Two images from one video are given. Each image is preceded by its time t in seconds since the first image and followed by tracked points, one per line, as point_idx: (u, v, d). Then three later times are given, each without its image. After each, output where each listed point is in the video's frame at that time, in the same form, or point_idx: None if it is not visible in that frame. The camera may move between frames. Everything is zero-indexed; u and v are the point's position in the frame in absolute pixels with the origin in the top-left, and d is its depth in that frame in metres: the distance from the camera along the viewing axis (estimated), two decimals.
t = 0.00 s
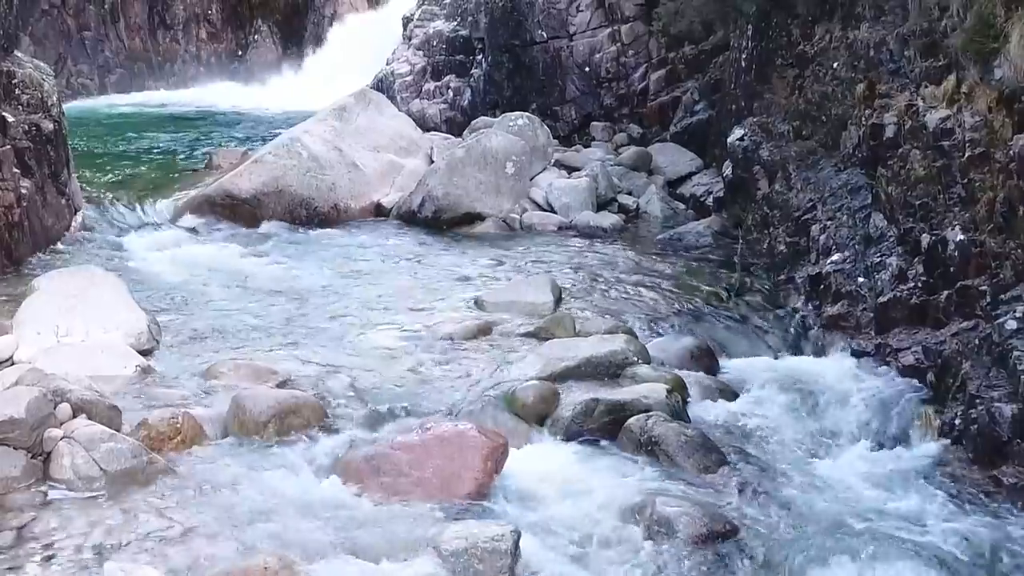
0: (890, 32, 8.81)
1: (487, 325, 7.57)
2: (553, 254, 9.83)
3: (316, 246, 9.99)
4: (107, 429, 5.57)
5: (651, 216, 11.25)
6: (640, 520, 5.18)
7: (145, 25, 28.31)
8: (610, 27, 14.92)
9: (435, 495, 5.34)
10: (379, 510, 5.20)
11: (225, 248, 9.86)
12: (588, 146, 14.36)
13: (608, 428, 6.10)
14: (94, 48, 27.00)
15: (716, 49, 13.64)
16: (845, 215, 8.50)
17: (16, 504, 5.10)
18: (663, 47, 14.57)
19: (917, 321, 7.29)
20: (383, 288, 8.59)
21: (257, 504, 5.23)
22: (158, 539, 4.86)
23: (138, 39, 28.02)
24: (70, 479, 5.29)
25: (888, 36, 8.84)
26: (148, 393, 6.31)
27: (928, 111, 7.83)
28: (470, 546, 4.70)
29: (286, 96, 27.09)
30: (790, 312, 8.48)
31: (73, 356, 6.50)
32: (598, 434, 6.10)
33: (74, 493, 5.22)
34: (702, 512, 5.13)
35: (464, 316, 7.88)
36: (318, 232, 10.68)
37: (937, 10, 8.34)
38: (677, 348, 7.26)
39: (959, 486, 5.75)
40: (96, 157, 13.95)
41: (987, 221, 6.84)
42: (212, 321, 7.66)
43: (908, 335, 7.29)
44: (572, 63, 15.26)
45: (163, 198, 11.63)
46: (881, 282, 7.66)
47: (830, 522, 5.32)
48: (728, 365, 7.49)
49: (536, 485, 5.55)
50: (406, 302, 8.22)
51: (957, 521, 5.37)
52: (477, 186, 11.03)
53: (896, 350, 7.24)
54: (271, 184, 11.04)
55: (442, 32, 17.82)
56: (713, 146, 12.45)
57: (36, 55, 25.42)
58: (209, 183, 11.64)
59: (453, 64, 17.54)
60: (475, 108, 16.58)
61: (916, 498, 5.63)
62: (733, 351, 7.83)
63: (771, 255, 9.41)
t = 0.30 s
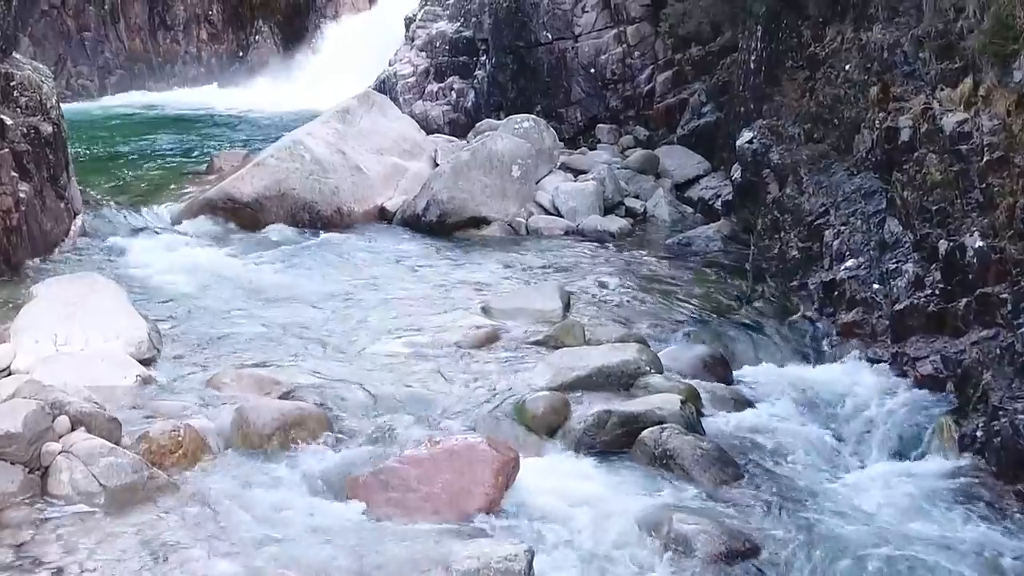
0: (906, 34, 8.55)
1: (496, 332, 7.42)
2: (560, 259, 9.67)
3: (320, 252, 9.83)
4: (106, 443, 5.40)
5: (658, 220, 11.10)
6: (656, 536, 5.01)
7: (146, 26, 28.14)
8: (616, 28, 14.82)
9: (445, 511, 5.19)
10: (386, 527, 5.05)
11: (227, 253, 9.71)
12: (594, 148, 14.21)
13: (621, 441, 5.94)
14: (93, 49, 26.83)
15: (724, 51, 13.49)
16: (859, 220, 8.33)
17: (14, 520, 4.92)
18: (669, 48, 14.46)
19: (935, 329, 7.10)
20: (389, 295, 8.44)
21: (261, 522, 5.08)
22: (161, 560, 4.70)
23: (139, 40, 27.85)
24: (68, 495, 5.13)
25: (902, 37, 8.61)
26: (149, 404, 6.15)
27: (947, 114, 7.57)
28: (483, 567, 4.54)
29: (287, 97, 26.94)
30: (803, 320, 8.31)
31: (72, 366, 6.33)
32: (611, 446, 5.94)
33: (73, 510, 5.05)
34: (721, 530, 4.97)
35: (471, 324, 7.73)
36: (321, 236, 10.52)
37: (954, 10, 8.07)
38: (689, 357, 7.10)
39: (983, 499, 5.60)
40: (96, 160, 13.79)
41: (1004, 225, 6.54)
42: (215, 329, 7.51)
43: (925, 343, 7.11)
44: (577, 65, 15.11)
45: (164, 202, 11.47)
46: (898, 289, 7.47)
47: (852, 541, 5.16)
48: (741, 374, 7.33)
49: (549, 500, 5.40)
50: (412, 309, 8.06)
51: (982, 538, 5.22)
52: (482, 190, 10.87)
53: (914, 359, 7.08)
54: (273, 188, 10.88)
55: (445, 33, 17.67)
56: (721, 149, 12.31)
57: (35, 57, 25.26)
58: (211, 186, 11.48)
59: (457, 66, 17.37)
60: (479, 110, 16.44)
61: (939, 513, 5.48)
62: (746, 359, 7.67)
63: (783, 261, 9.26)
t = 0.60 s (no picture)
0: (923, 36, 8.29)
1: (506, 342, 7.24)
2: (569, 266, 9.49)
3: (324, 258, 9.65)
4: (105, 460, 5.22)
5: (668, 225, 10.93)
6: (677, 558, 4.82)
7: (146, 26, 27.95)
8: (622, 30, 14.56)
9: (456, 531, 5.00)
10: (395, 549, 4.87)
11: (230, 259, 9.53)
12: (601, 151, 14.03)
13: (637, 456, 5.75)
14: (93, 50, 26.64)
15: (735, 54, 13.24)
16: (876, 226, 8.13)
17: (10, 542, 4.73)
18: (676, 50, 14.27)
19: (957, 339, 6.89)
20: (395, 303, 8.26)
21: (266, 543, 4.90)
22: None
23: (139, 41, 27.67)
24: (66, 515, 4.94)
25: (920, 39, 8.35)
26: (151, 419, 5.96)
27: (966, 120, 7.29)
28: None
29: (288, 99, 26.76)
30: (819, 329, 8.14)
31: (71, 378, 6.14)
32: (626, 463, 5.75)
33: (71, 530, 4.86)
34: (744, 551, 4.75)
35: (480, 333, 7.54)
36: (324, 242, 10.34)
37: (971, 11, 7.75)
38: (704, 368, 6.91)
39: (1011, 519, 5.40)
40: (96, 164, 13.61)
41: None
42: (217, 339, 7.32)
43: (947, 354, 6.90)
44: (583, 67, 14.90)
45: (165, 206, 11.29)
46: (917, 298, 7.25)
47: (877, 564, 4.98)
48: (757, 386, 7.15)
49: (564, 519, 5.21)
50: (419, 318, 7.88)
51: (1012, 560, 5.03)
52: (488, 194, 10.69)
53: (936, 370, 6.88)
54: (276, 192, 10.71)
55: (448, 34, 17.48)
56: (731, 152, 12.14)
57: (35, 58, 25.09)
58: (213, 190, 11.29)
59: (460, 67, 17.17)
60: (484, 112, 16.27)
61: (967, 533, 5.29)
62: (762, 370, 7.49)
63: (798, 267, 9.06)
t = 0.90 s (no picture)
0: (939, 38, 8.14)
1: (515, 352, 7.09)
2: (577, 272, 9.33)
3: (328, 265, 9.49)
4: (107, 477, 5.05)
5: (676, 229, 10.77)
6: None
7: (146, 26, 27.83)
8: (628, 31, 14.46)
9: (467, 551, 4.84)
10: (404, 569, 4.71)
11: (232, 265, 9.37)
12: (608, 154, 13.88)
13: (653, 472, 5.58)
14: (93, 51, 26.53)
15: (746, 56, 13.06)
16: (891, 232, 7.96)
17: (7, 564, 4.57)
18: (683, 51, 14.15)
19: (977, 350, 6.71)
20: (402, 311, 8.11)
21: (272, 563, 4.75)
22: None
23: (139, 41, 27.55)
24: (66, 535, 4.77)
25: (936, 41, 8.18)
26: (153, 433, 5.80)
27: (984, 123, 7.10)
28: None
29: (290, 100, 26.62)
30: (834, 338, 7.99)
31: (70, 391, 5.98)
32: (642, 479, 5.58)
33: (71, 551, 4.70)
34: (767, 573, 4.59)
35: (488, 343, 7.38)
36: (328, 247, 10.18)
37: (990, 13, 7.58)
38: (719, 379, 6.75)
39: None
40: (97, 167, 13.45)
41: None
42: (220, 349, 7.17)
43: (967, 365, 6.72)
44: (590, 68, 14.75)
45: (166, 210, 11.13)
46: (936, 306, 7.05)
47: None
48: (772, 397, 6.99)
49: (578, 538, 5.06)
50: (426, 327, 7.73)
51: None
52: (495, 198, 10.53)
53: (956, 381, 6.70)
54: (279, 196, 10.53)
55: (452, 35, 17.33)
56: (740, 155, 11.99)
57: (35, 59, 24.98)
58: (214, 194, 11.13)
59: (464, 68, 17.04)
60: (487, 114, 16.10)
61: (994, 552, 5.13)
62: (777, 380, 7.33)
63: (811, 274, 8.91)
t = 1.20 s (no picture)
0: (959, 43, 7.94)
1: (527, 366, 6.90)
2: (587, 282, 9.14)
3: (332, 274, 9.31)
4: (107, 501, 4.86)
5: (687, 237, 10.59)
6: None
7: (146, 28, 27.67)
8: (636, 34, 14.29)
9: None
10: None
11: (234, 274, 9.18)
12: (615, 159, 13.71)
13: (673, 495, 5.39)
14: (93, 53, 26.37)
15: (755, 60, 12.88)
16: (911, 242, 7.75)
17: None
18: (692, 54, 13.94)
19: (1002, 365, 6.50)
20: (409, 323, 7.92)
21: None
22: None
23: (139, 44, 27.40)
24: (65, 563, 4.57)
25: (957, 46, 7.97)
26: (155, 453, 5.61)
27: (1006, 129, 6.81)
28: None
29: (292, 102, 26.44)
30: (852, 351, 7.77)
31: (70, 408, 5.80)
32: (661, 502, 5.39)
33: None
34: None
35: (499, 356, 7.20)
36: (332, 255, 10.00)
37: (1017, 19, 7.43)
38: (738, 396, 6.56)
39: None
40: (98, 172, 13.27)
41: None
42: (223, 363, 6.98)
43: (992, 380, 6.48)
44: (597, 72, 14.57)
45: (167, 217, 10.94)
46: (958, 317, 6.80)
47: None
48: (791, 414, 6.79)
49: (597, 565, 4.87)
50: (435, 340, 7.54)
51: None
52: (502, 205, 10.34)
53: (981, 397, 6.48)
54: (283, 203, 10.34)
55: (456, 38, 17.15)
56: (751, 161, 11.79)
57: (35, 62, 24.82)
58: (217, 200, 10.95)
59: (469, 71, 16.89)
60: (492, 117, 15.90)
61: None
62: (795, 395, 7.14)
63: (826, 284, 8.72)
